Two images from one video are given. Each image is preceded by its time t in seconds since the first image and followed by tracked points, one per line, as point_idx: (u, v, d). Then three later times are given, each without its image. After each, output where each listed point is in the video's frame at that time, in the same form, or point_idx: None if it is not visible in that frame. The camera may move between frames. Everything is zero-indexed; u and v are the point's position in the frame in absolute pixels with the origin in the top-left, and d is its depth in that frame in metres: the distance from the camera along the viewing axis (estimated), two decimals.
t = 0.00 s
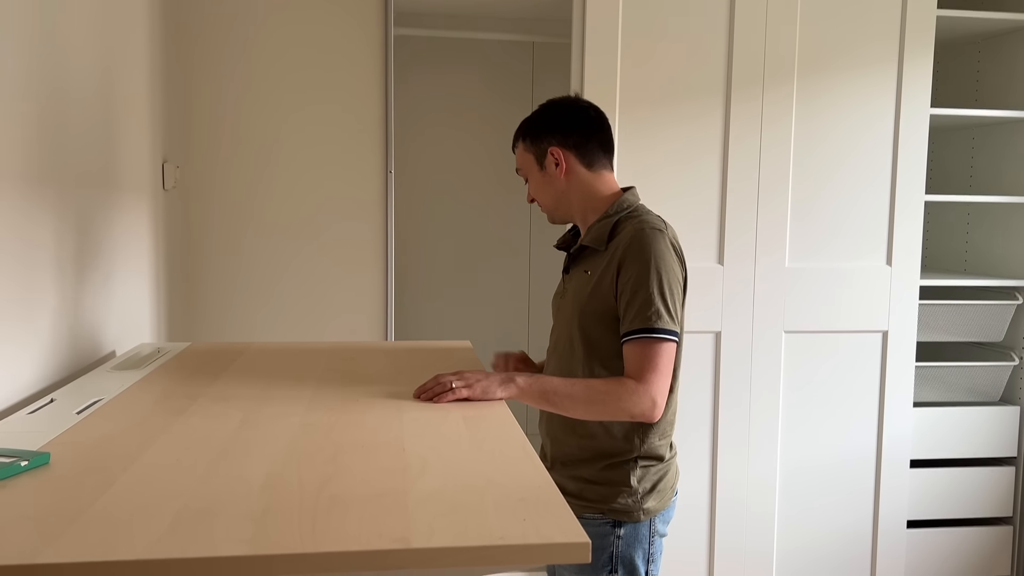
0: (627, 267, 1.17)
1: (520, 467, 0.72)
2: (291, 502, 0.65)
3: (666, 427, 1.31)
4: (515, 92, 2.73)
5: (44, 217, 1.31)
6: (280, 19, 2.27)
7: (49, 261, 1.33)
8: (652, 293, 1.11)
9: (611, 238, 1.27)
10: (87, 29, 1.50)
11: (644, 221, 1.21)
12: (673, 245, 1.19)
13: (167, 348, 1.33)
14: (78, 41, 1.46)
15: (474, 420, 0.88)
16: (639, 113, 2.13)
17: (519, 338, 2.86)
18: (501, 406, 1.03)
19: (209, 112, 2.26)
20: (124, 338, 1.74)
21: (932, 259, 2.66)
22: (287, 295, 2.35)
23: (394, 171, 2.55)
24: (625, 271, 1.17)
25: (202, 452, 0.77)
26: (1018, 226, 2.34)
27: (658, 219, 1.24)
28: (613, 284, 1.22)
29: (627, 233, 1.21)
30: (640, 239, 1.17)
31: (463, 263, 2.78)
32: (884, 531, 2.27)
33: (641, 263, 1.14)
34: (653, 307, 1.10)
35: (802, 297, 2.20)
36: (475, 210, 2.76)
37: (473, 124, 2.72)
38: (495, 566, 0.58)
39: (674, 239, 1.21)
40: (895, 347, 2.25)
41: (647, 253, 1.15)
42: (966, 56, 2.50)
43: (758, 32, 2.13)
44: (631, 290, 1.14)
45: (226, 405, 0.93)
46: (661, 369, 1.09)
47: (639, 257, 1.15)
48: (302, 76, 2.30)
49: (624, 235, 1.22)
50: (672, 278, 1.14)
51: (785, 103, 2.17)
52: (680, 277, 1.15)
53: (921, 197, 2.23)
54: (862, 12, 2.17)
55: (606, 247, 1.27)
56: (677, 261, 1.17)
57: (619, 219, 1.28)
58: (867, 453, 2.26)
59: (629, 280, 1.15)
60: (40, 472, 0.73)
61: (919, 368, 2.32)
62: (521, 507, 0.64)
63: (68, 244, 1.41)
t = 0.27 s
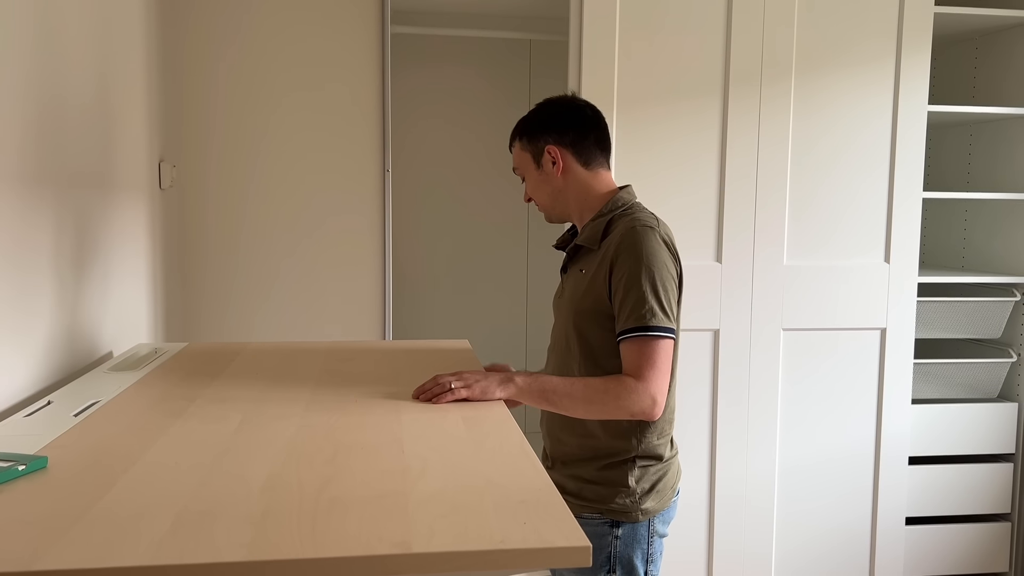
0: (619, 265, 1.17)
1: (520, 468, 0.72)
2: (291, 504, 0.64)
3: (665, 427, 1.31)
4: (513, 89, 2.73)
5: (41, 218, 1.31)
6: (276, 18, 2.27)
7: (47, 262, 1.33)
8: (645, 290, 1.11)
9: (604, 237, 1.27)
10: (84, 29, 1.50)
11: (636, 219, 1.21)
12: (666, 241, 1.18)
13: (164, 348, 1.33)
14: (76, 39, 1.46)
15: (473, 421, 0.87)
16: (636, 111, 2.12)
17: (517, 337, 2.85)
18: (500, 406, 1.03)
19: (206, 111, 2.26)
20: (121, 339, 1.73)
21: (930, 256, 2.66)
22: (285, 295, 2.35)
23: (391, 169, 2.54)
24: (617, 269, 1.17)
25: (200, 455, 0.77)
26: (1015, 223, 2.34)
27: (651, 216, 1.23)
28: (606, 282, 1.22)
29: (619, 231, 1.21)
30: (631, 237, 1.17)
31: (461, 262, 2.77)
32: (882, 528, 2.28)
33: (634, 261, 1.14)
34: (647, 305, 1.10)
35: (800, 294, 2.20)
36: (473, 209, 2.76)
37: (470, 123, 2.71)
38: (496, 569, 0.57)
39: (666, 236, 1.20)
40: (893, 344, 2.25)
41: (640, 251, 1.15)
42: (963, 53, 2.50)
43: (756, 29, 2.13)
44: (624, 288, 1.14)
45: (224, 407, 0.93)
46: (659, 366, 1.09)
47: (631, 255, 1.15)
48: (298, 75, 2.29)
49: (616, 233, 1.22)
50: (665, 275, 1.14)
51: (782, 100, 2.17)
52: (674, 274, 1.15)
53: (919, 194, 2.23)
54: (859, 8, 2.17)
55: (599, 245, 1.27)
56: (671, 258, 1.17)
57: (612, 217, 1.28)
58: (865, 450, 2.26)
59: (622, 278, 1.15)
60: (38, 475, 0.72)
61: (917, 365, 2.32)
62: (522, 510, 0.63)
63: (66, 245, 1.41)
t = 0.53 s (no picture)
0: (619, 267, 1.16)
1: (519, 472, 0.72)
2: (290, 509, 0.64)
3: (666, 429, 1.31)
4: (510, 89, 2.72)
5: (36, 219, 1.30)
6: (273, 18, 2.26)
7: (43, 264, 1.32)
8: (645, 292, 1.11)
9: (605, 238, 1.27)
10: (78, 29, 1.49)
11: (636, 220, 1.21)
12: (666, 243, 1.18)
13: (161, 350, 1.33)
14: (69, 39, 1.45)
15: (472, 423, 0.87)
16: (633, 111, 2.12)
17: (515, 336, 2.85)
18: (498, 409, 1.03)
19: (202, 111, 2.25)
20: (118, 340, 1.73)
21: (926, 255, 2.67)
22: (283, 295, 2.34)
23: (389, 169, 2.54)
24: (618, 271, 1.17)
25: (199, 459, 0.77)
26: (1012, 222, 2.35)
27: (653, 218, 1.23)
28: (607, 284, 1.22)
29: (620, 232, 1.21)
30: (632, 239, 1.16)
31: (458, 262, 2.77)
32: (880, 527, 2.28)
33: (634, 263, 1.14)
34: (647, 307, 1.10)
35: (797, 294, 2.20)
36: (470, 209, 2.75)
37: (467, 123, 2.71)
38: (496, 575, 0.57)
39: (668, 238, 1.20)
40: (890, 344, 2.25)
41: (640, 253, 1.15)
42: (960, 52, 2.51)
43: (753, 27, 2.13)
44: (625, 290, 1.14)
45: (222, 410, 0.93)
46: (659, 368, 1.08)
47: (631, 257, 1.15)
48: (295, 75, 2.29)
49: (617, 234, 1.22)
50: (666, 277, 1.14)
51: (779, 99, 2.17)
52: (675, 276, 1.15)
53: (916, 193, 2.23)
54: (856, 7, 2.17)
55: (600, 246, 1.27)
56: (672, 259, 1.17)
57: (613, 218, 1.28)
58: (862, 449, 2.27)
59: (621, 280, 1.15)
60: (36, 480, 0.72)
61: (914, 364, 2.32)
62: (522, 514, 0.63)
63: (61, 246, 1.40)
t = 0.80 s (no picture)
0: (617, 266, 1.17)
1: (516, 472, 0.72)
2: (288, 511, 0.64)
3: (666, 427, 1.31)
4: (506, 87, 2.72)
5: (32, 220, 1.30)
6: (268, 16, 2.26)
7: (39, 265, 1.32)
8: (643, 291, 1.11)
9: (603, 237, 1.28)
10: (73, 28, 1.48)
11: (635, 220, 1.21)
12: (665, 242, 1.19)
13: (158, 350, 1.33)
14: (64, 38, 1.45)
15: (469, 423, 0.88)
16: (629, 110, 2.12)
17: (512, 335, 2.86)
18: (496, 409, 1.03)
19: (198, 110, 2.25)
20: (114, 341, 1.73)
21: (922, 253, 2.68)
22: (280, 295, 2.34)
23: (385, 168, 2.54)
24: (616, 270, 1.17)
25: (196, 461, 0.77)
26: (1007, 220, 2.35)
27: (650, 218, 1.24)
28: (605, 284, 1.22)
29: (618, 231, 1.21)
30: (630, 238, 1.17)
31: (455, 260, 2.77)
32: (876, 525, 2.29)
33: (632, 262, 1.14)
34: (645, 306, 1.10)
35: (793, 294, 2.21)
36: (466, 207, 2.75)
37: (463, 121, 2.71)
38: None
39: (666, 237, 1.20)
40: (886, 342, 2.26)
41: (638, 252, 1.15)
42: (955, 50, 2.51)
43: (749, 26, 2.13)
44: (623, 289, 1.14)
45: (219, 411, 0.93)
46: (657, 367, 1.09)
47: (630, 256, 1.15)
48: (292, 74, 2.29)
49: (615, 233, 1.22)
50: (664, 276, 1.14)
51: (775, 98, 2.17)
52: (672, 275, 1.15)
53: (911, 191, 2.24)
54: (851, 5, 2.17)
55: (598, 246, 1.27)
56: (669, 258, 1.17)
57: (611, 218, 1.29)
58: (858, 447, 2.27)
59: (620, 279, 1.15)
60: (33, 483, 0.72)
61: (909, 362, 2.33)
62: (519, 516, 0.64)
63: (56, 246, 1.40)
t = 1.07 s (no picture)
0: (614, 261, 1.17)
1: (511, 468, 0.72)
2: (282, 508, 0.64)
3: (661, 422, 1.32)
4: (502, 83, 2.72)
5: (27, 216, 1.30)
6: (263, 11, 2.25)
7: (33, 260, 1.32)
8: (639, 287, 1.12)
9: (598, 233, 1.28)
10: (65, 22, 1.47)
11: (630, 216, 1.22)
12: (660, 239, 1.19)
13: (153, 346, 1.32)
14: (59, 34, 1.44)
15: (465, 420, 0.87)
16: (624, 105, 2.12)
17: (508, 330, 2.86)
18: (491, 405, 1.03)
19: (193, 105, 2.24)
20: (109, 337, 1.72)
21: (917, 248, 2.68)
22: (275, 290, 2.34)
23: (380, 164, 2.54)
24: (612, 265, 1.17)
25: (191, 458, 0.77)
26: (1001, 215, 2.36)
27: (646, 214, 1.24)
28: (601, 279, 1.22)
29: (614, 227, 1.21)
30: (627, 234, 1.17)
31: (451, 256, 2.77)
32: (870, 519, 2.30)
33: (629, 258, 1.14)
34: (641, 301, 1.10)
35: (788, 289, 2.21)
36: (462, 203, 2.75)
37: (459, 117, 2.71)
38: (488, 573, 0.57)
39: (661, 233, 1.20)
40: (881, 337, 2.26)
41: (634, 248, 1.15)
42: (951, 46, 2.51)
43: (744, 21, 2.13)
44: (619, 284, 1.14)
45: (214, 407, 0.93)
46: (652, 363, 1.09)
47: (626, 252, 1.15)
48: (287, 69, 2.28)
49: (611, 229, 1.22)
50: (659, 272, 1.14)
51: (770, 94, 2.17)
52: (668, 271, 1.15)
53: (906, 187, 2.24)
54: None
55: (594, 241, 1.27)
56: (665, 254, 1.17)
57: (605, 214, 1.29)
58: (853, 442, 2.28)
59: (616, 275, 1.15)
60: (27, 480, 0.72)
61: (904, 357, 2.33)
62: (514, 512, 0.64)
63: (51, 242, 1.39)
